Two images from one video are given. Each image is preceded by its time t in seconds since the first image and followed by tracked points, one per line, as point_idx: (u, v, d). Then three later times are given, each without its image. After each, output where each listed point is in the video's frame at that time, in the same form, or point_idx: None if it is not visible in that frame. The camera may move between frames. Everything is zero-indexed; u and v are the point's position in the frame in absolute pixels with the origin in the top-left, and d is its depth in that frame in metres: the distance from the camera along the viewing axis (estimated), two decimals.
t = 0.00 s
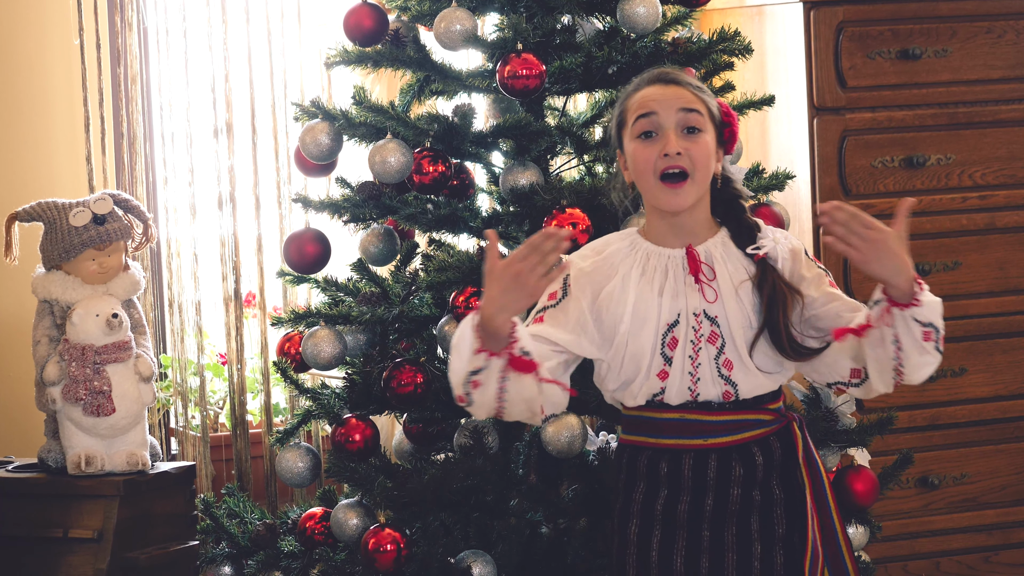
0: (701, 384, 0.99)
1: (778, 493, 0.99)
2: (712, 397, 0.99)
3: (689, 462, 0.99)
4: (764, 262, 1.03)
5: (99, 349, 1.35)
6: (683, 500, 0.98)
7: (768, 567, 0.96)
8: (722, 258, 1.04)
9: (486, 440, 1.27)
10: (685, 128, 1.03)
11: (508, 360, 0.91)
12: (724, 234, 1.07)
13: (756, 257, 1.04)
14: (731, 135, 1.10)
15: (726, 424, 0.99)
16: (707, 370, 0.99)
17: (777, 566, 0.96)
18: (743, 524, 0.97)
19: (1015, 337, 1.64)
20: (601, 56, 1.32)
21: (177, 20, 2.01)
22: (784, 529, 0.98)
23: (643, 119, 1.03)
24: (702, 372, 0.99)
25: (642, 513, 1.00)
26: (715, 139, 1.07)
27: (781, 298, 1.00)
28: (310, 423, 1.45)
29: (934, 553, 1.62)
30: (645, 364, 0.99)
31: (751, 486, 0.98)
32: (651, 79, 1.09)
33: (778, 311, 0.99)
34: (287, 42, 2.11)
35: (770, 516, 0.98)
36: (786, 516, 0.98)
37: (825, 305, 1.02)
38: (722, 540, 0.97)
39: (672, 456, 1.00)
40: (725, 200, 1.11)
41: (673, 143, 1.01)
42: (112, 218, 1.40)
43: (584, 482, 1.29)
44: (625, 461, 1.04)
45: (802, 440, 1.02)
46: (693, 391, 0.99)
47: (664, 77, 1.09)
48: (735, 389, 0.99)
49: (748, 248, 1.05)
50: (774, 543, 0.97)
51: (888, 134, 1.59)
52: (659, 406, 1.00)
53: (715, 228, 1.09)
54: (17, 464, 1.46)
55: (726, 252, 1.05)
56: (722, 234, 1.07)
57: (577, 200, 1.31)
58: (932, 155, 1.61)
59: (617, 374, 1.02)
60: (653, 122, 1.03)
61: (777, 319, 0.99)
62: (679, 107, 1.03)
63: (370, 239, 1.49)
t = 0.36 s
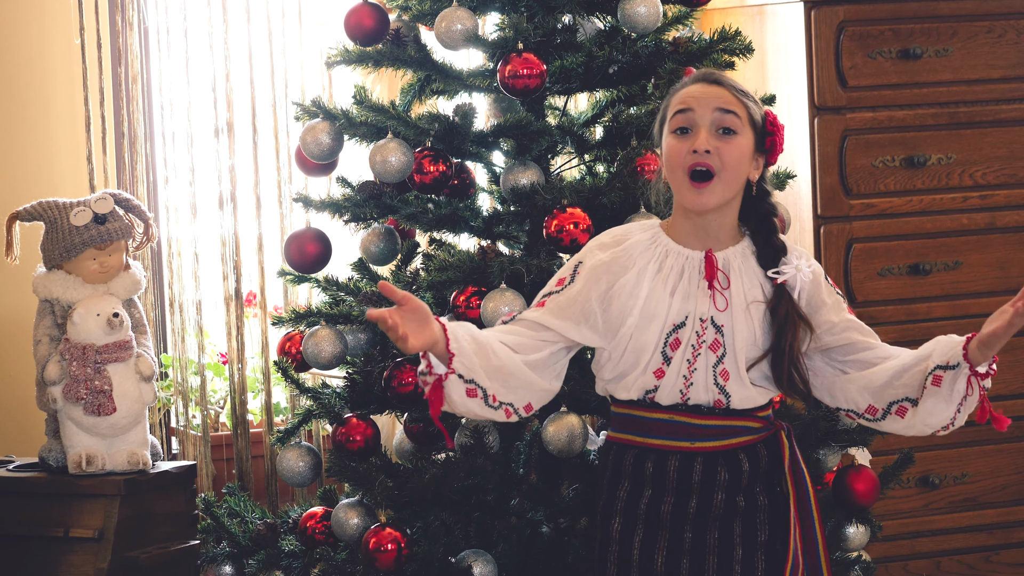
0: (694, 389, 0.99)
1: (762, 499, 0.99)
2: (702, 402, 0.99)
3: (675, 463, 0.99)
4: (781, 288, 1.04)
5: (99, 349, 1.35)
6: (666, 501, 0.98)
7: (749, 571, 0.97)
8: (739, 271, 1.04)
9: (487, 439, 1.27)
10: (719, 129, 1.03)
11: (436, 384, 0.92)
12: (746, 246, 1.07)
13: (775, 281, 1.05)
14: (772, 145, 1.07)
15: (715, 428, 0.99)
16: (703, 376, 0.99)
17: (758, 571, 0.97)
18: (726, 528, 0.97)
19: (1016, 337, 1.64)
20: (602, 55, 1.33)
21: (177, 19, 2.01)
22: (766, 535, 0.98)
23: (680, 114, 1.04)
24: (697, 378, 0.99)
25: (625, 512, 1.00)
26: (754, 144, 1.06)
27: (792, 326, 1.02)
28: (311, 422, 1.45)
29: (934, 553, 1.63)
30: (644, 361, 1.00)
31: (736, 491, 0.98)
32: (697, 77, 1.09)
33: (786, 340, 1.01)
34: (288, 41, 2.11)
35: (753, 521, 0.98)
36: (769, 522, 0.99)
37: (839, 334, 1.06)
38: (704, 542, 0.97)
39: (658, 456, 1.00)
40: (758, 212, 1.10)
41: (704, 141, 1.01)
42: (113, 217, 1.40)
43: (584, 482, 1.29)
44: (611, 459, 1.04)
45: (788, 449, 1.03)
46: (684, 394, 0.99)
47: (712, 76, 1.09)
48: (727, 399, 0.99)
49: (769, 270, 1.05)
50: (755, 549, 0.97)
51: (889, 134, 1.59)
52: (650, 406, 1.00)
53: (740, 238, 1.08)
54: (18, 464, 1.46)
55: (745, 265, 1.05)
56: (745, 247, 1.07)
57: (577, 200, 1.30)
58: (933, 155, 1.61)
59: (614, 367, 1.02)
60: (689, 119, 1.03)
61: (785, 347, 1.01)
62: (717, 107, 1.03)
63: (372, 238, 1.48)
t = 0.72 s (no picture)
0: (687, 390, 0.99)
1: (753, 502, 1.00)
2: (695, 404, 0.99)
3: (666, 463, 0.99)
4: (782, 304, 1.05)
5: (100, 349, 1.35)
6: (658, 502, 0.98)
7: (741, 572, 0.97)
8: (741, 278, 1.04)
9: (488, 439, 1.27)
10: (731, 134, 1.02)
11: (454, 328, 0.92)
12: (751, 255, 1.07)
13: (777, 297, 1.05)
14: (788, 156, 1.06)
15: (707, 430, 0.99)
16: (697, 379, 0.99)
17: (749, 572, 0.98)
18: (717, 529, 0.97)
19: (1016, 336, 1.64)
20: (604, 55, 1.33)
21: (178, 19, 2.01)
22: (757, 537, 0.99)
23: (695, 117, 1.04)
24: (690, 381, 0.99)
25: (616, 512, 1.00)
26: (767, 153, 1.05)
27: (792, 343, 1.02)
28: (312, 422, 1.45)
29: (935, 553, 1.63)
30: (640, 359, 0.99)
31: (727, 493, 0.99)
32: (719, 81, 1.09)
33: (785, 356, 1.01)
34: (289, 40, 2.11)
35: (745, 523, 0.99)
36: (761, 524, 1.00)
37: (833, 353, 1.07)
38: (695, 543, 0.97)
39: (649, 455, 1.00)
40: (768, 222, 1.10)
41: (713, 145, 1.01)
42: (114, 217, 1.40)
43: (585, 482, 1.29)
44: (603, 459, 1.04)
45: (779, 454, 1.04)
46: (677, 396, 0.99)
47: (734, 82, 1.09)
48: (720, 403, 0.99)
49: (772, 286, 1.05)
50: (746, 551, 0.98)
51: (890, 134, 1.59)
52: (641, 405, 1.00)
53: (746, 244, 1.09)
54: (19, 464, 1.46)
55: (747, 273, 1.05)
56: (749, 256, 1.07)
57: (579, 200, 1.30)
58: (934, 155, 1.61)
59: (609, 365, 1.02)
60: (702, 122, 1.03)
61: (783, 362, 1.01)
62: (731, 112, 1.03)
63: (372, 238, 1.49)
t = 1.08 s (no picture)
0: (693, 384, 0.98)
1: (763, 496, 1.00)
2: (702, 398, 0.99)
3: (675, 460, 0.98)
4: (778, 297, 1.05)
5: (101, 349, 1.36)
6: (667, 499, 0.98)
7: (752, 568, 0.97)
8: (737, 270, 1.04)
9: (489, 439, 1.27)
10: (725, 127, 1.02)
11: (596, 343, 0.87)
12: (743, 247, 1.07)
13: (773, 289, 1.05)
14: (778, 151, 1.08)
15: (713, 424, 0.99)
16: (701, 372, 0.99)
17: (760, 567, 0.98)
18: (728, 524, 0.98)
19: (1017, 337, 1.65)
20: (605, 55, 1.33)
21: (179, 19, 2.01)
22: (767, 530, 0.99)
23: (688, 108, 1.04)
24: (696, 374, 0.99)
25: (626, 511, 0.99)
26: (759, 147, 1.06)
27: (791, 336, 1.01)
28: (313, 422, 1.45)
29: (936, 553, 1.63)
30: (643, 356, 0.99)
31: (737, 486, 0.99)
32: (712, 75, 1.09)
33: (785, 348, 1.01)
34: (290, 40, 2.12)
35: (755, 517, 0.99)
36: (771, 517, 1.00)
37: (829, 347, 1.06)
38: (706, 539, 0.97)
39: (657, 454, 0.99)
40: (758, 217, 1.10)
41: (708, 137, 1.01)
42: (116, 216, 1.40)
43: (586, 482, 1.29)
44: (608, 459, 1.02)
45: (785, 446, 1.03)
46: (683, 390, 0.98)
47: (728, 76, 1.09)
48: (727, 394, 0.99)
49: (767, 278, 1.05)
50: (758, 545, 0.98)
51: (891, 134, 1.59)
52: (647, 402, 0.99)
53: (737, 238, 1.08)
54: (19, 463, 1.46)
55: (742, 264, 1.05)
56: (742, 248, 1.07)
57: (580, 200, 1.30)
58: (934, 156, 1.61)
59: (613, 364, 1.01)
60: (697, 114, 1.03)
61: (784, 355, 1.01)
62: (726, 105, 1.03)
63: (372, 239, 1.49)
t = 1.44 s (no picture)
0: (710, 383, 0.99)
1: (780, 493, 1.00)
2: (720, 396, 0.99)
3: (696, 461, 0.97)
4: (773, 289, 1.05)
5: (102, 348, 1.36)
6: (689, 500, 0.97)
7: (774, 565, 0.97)
8: (734, 265, 1.05)
9: (489, 439, 1.27)
10: (714, 129, 1.02)
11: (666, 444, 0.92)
12: (735, 243, 1.08)
13: (767, 280, 1.05)
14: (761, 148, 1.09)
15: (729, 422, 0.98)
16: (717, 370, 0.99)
17: (781, 563, 0.98)
18: (748, 522, 0.97)
19: (1018, 337, 1.65)
20: (605, 55, 1.33)
21: (180, 19, 2.01)
22: (786, 527, 0.99)
23: (675, 111, 1.03)
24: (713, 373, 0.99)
25: (645, 514, 0.98)
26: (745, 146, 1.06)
27: (791, 326, 1.02)
28: (313, 422, 1.45)
29: (937, 553, 1.63)
30: (657, 361, 0.98)
31: (756, 485, 0.98)
32: (694, 75, 1.09)
33: (787, 339, 1.02)
34: (291, 40, 2.12)
35: (773, 514, 0.99)
36: (788, 514, 1.00)
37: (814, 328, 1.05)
38: (728, 538, 0.97)
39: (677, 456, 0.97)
40: (744, 213, 1.11)
41: (699, 141, 1.00)
42: (116, 216, 1.41)
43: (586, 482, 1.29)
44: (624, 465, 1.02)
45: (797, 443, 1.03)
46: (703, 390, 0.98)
47: (710, 75, 1.08)
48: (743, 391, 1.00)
49: (761, 270, 1.05)
50: (777, 540, 0.98)
51: (892, 134, 1.59)
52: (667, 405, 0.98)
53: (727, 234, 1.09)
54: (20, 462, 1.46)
55: (738, 260, 1.06)
56: (734, 244, 1.08)
57: (580, 200, 1.30)
58: (935, 156, 1.61)
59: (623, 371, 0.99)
60: (685, 117, 1.02)
61: (787, 346, 1.02)
62: (713, 107, 1.02)
63: (373, 239, 1.49)
